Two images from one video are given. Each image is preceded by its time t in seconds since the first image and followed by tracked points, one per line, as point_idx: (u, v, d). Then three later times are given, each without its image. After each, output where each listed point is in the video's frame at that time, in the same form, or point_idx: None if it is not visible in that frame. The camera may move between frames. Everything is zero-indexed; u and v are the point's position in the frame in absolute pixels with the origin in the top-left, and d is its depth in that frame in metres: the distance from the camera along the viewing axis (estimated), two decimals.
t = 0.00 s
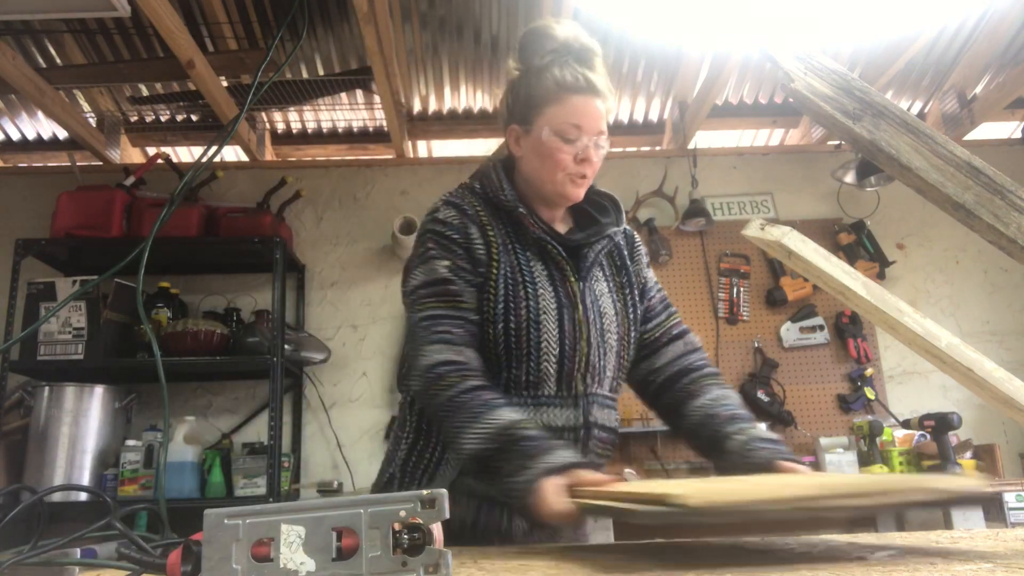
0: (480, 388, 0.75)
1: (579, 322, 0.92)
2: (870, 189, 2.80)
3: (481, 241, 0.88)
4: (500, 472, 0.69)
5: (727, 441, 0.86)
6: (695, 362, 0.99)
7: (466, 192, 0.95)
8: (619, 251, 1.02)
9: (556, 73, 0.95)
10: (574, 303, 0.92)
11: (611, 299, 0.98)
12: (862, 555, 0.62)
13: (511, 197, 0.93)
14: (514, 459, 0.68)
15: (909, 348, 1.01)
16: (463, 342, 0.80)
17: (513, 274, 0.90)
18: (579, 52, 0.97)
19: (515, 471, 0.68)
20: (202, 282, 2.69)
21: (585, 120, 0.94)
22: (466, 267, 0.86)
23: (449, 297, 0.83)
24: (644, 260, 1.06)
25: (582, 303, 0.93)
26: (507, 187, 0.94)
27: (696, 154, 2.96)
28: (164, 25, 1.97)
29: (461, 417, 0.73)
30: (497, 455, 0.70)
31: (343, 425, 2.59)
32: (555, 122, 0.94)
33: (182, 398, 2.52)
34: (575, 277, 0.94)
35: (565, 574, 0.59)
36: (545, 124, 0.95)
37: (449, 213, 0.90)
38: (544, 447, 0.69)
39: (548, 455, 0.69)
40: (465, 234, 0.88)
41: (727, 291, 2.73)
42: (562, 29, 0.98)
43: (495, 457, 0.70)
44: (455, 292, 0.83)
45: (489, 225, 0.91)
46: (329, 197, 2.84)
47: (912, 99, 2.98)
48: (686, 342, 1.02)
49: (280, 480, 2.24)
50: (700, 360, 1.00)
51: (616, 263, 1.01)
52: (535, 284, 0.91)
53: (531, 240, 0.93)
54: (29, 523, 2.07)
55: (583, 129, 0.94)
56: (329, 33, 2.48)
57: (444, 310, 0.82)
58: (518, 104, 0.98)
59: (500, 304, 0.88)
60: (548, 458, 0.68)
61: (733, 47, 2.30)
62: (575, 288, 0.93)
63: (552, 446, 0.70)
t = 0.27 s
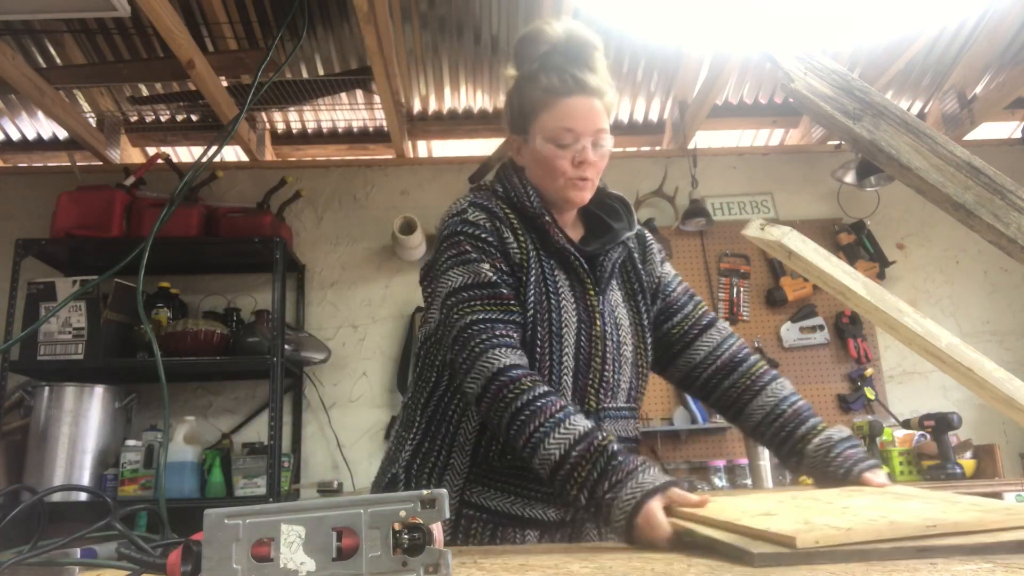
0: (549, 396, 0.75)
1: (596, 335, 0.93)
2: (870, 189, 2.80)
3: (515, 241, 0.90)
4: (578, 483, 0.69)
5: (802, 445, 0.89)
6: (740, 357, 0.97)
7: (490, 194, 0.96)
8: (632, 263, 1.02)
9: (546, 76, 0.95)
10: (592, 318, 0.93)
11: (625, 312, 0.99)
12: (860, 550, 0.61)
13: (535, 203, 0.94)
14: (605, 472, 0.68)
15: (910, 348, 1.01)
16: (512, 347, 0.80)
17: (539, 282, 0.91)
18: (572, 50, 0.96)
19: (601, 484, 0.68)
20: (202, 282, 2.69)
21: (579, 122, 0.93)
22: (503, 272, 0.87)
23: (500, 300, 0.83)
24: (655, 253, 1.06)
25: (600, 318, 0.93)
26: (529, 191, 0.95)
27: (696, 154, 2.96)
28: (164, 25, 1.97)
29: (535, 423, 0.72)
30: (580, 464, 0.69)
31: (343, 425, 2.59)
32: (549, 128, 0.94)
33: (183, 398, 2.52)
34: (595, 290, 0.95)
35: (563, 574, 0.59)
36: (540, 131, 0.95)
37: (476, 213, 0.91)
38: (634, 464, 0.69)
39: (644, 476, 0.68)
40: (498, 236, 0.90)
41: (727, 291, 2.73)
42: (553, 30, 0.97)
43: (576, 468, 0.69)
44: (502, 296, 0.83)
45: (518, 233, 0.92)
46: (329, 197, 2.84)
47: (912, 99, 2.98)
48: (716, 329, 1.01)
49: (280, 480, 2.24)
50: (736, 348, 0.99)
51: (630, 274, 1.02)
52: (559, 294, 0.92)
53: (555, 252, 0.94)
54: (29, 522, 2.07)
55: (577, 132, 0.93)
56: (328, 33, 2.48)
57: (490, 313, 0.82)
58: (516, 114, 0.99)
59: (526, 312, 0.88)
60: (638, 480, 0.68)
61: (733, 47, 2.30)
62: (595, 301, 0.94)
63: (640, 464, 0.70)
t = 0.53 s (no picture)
0: (509, 373, 0.73)
1: (586, 327, 0.91)
2: (870, 189, 2.80)
3: (501, 236, 0.88)
4: (541, 455, 0.67)
5: (810, 434, 0.88)
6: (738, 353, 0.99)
7: (485, 188, 0.95)
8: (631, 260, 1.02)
9: (532, 74, 0.94)
10: (583, 309, 0.91)
11: (620, 305, 0.97)
12: (859, 550, 0.61)
13: (527, 197, 0.92)
14: (565, 441, 0.66)
15: (910, 348, 1.01)
16: (484, 335, 0.79)
17: (526, 274, 0.89)
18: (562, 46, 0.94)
19: (561, 453, 0.66)
20: (202, 282, 2.69)
21: (561, 118, 0.91)
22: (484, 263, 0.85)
23: (472, 289, 0.81)
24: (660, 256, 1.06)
25: (590, 310, 0.92)
26: (523, 185, 0.94)
27: (696, 154, 2.96)
28: (164, 25, 1.97)
29: (498, 399, 0.70)
30: (544, 436, 0.68)
31: (343, 425, 2.59)
32: (533, 126, 0.93)
33: (182, 398, 2.52)
34: (586, 283, 0.93)
35: (563, 574, 0.59)
36: (526, 129, 0.94)
37: (465, 207, 0.90)
38: (597, 434, 0.67)
39: (607, 444, 0.66)
40: (485, 231, 0.87)
41: (727, 291, 2.73)
42: (546, 27, 0.95)
43: (541, 437, 0.67)
44: (478, 285, 0.81)
45: (506, 224, 0.90)
46: (329, 198, 2.84)
47: (912, 99, 2.98)
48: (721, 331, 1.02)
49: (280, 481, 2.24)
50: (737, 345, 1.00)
51: (628, 270, 1.01)
52: (546, 287, 0.90)
53: (545, 244, 0.92)
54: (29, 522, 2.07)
55: (561, 130, 0.91)
56: (328, 33, 2.48)
57: (468, 302, 0.80)
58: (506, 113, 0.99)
59: (514, 304, 0.87)
60: (601, 448, 0.66)
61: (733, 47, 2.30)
62: (585, 292, 0.92)
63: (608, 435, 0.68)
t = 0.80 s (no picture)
0: (415, 368, 0.77)
1: (561, 312, 0.90)
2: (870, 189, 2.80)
3: (456, 231, 0.88)
4: (427, 449, 0.71)
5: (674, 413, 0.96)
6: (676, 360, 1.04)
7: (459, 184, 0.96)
8: (615, 248, 1.02)
9: (493, 72, 0.95)
10: (556, 293, 0.91)
11: (603, 291, 0.97)
12: (859, 549, 0.61)
13: (499, 188, 0.93)
14: (448, 435, 0.70)
15: (910, 348, 1.01)
16: (411, 334, 0.81)
17: (495, 261, 0.89)
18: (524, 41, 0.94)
19: (445, 448, 0.70)
20: (202, 282, 2.69)
21: (517, 110, 0.91)
22: (435, 257, 0.85)
23: (404, 287, 0.82)
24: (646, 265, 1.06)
25: (565, 294, 0.91)
26: (496, 177, 0.95)
27: (696, 154, 2.96)
28: (164, 25, 1.97)
29: (396, 393, 0.73)
30: (426, 431, 0.71)
31: (342, 425, 2.59)
32: (495, 122, 0.94)
33: (183, 398, 2.52)
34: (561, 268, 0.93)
35: (563, 573, 0.59)
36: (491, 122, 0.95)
37: (429, 206, 0.91)
38: (483, 430, 0.71)
39: (486, 440, 0.70)
40: (439, 227, 0.87)
41: (727, 291, 2.73)
42: (510, 24, 0.95)
43: (423, 435, 0.71)
44: (413, 282, 0.82)
45: (471, 215, 0.91)
46: (329, 197, 2.84)
47: (912, 99, 2.98)
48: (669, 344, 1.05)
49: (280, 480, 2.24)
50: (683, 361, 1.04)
51: (614, 258, 1.01)
52: (517, 273, 0.90)
53: (518, 231, 0.92)
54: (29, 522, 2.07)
55: (519, 121, 0.91)
56: (328, 33, 2.48)
57: (403, 298, 0.81)
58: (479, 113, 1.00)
59: (480, 292, 0.87)
60: (482, 442, 0.69)
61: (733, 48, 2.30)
62: (559, 276, 0.92)
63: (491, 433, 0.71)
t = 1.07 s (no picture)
0: (352, 370, 0.82)
1: (530, 302, 0.91)
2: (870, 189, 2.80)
3: (412, 235, 0.90)
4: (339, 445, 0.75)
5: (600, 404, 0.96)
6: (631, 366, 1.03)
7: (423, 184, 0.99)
8: (586, 237, 1.03)
9: (451, 63, 0.96)
10: (524, 283, 0.91)
11: (576, 280, 0.97)
12: (860, 550, 0.60)
13: (461, 184, 0.95)
14: (350, 433, 0.74)
15: (910, 348, 1.01)
16: (360, 339, 0.85)
17: (458, 256, 0.90)
18: (482, 34, 0.96)
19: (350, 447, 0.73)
20: (202, 282, 2.69)
21: (473, 101, 0.92)
22: (390, 260, 0.88)
23: (354, 293, 0.86)
24: (616, 245, 1.07)
25: (534, 285, 0.92)
26: (457, 173, 0.97)
27: (697, 154, 2.96)
28: (164, 25, 1.97)
29: (328, 395, 0.79)
30: (341, 430, 0.76)
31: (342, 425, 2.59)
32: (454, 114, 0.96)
33: (182, 398, 2.52)
34: (529, 258, 0.93)
35: (562, 574, 0.59)
36: (450, 115, 0.97)
37: (391, 210, 0.93)
38: (384, 427, 0.74)
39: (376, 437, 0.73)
40: (396, 230, 0.90)
41: (727, 291, 2.73)
42: (470, 15, 0.96)
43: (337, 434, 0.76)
44: (364, 288, 0.86)
45: (431, 216, 0.93)
46: (329, 197, 2.84)
47: (912, 99, 2.98)
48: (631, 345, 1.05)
49: (280, 481, 2.24)
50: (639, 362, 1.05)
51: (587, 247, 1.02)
52: (483, 266, 0.91)
53: (483, 225, 0.93)
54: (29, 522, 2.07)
55: (476, 111, 0.92)
56: (329, 33, 2.48)
57: (353, 304, 0.85)
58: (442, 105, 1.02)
59: (444, 289, 0.89)
60: (371, 441, 0.72)
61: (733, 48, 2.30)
62: (527, 266, 0.92)
63: (389, 430, 0.74)
